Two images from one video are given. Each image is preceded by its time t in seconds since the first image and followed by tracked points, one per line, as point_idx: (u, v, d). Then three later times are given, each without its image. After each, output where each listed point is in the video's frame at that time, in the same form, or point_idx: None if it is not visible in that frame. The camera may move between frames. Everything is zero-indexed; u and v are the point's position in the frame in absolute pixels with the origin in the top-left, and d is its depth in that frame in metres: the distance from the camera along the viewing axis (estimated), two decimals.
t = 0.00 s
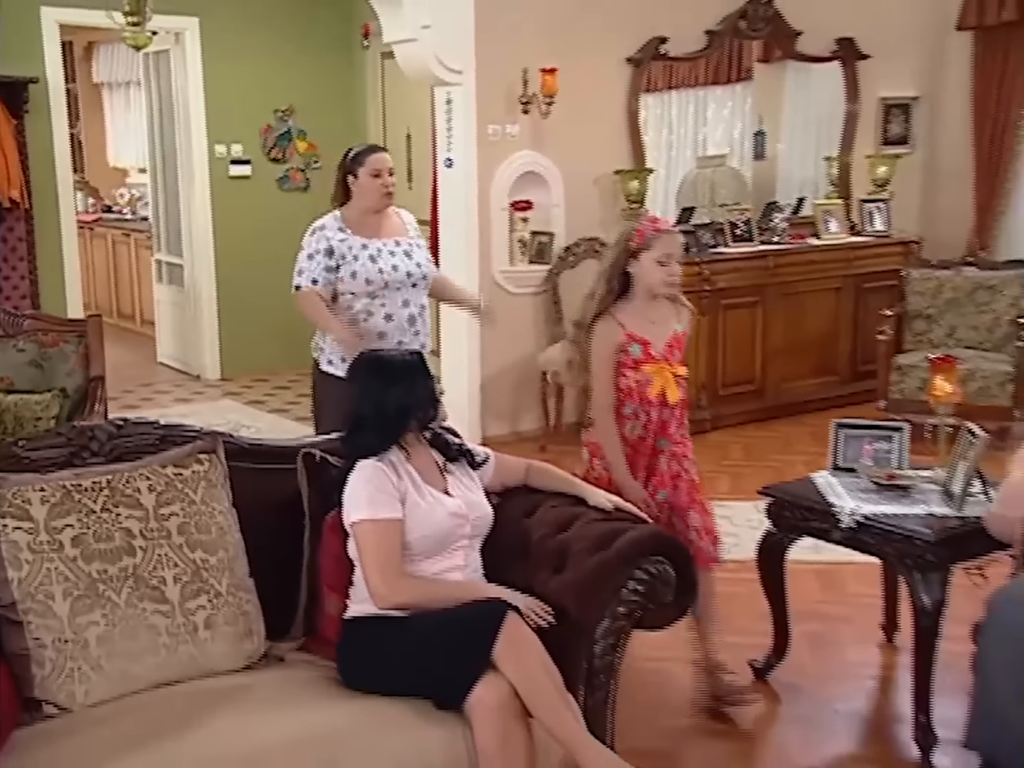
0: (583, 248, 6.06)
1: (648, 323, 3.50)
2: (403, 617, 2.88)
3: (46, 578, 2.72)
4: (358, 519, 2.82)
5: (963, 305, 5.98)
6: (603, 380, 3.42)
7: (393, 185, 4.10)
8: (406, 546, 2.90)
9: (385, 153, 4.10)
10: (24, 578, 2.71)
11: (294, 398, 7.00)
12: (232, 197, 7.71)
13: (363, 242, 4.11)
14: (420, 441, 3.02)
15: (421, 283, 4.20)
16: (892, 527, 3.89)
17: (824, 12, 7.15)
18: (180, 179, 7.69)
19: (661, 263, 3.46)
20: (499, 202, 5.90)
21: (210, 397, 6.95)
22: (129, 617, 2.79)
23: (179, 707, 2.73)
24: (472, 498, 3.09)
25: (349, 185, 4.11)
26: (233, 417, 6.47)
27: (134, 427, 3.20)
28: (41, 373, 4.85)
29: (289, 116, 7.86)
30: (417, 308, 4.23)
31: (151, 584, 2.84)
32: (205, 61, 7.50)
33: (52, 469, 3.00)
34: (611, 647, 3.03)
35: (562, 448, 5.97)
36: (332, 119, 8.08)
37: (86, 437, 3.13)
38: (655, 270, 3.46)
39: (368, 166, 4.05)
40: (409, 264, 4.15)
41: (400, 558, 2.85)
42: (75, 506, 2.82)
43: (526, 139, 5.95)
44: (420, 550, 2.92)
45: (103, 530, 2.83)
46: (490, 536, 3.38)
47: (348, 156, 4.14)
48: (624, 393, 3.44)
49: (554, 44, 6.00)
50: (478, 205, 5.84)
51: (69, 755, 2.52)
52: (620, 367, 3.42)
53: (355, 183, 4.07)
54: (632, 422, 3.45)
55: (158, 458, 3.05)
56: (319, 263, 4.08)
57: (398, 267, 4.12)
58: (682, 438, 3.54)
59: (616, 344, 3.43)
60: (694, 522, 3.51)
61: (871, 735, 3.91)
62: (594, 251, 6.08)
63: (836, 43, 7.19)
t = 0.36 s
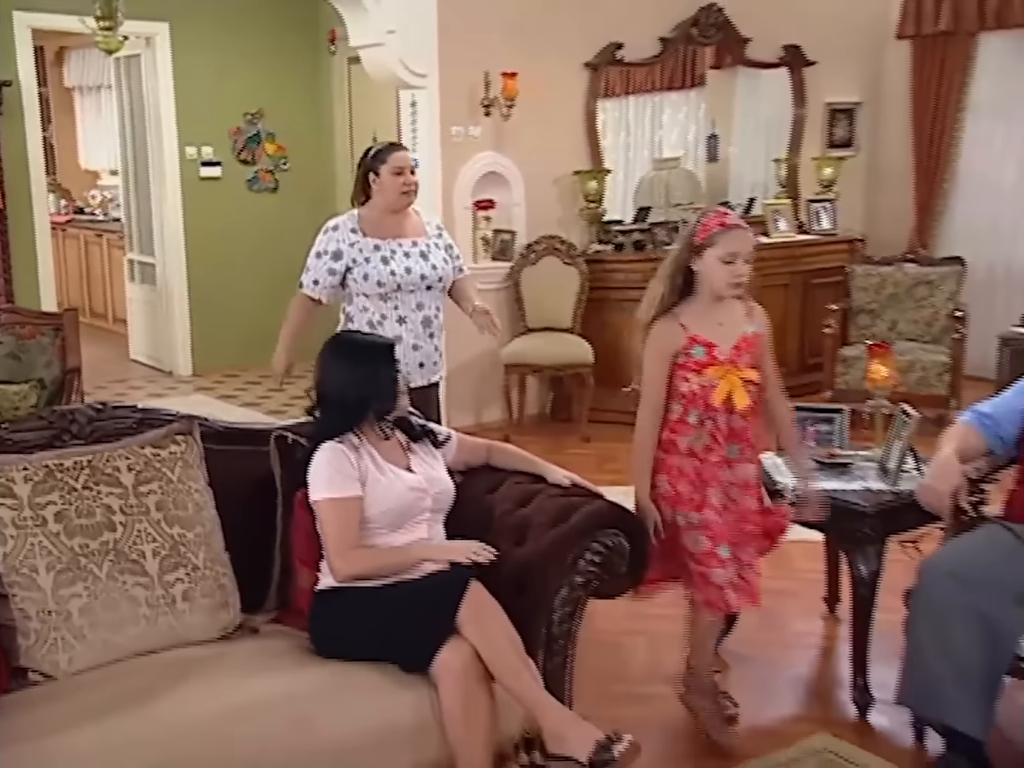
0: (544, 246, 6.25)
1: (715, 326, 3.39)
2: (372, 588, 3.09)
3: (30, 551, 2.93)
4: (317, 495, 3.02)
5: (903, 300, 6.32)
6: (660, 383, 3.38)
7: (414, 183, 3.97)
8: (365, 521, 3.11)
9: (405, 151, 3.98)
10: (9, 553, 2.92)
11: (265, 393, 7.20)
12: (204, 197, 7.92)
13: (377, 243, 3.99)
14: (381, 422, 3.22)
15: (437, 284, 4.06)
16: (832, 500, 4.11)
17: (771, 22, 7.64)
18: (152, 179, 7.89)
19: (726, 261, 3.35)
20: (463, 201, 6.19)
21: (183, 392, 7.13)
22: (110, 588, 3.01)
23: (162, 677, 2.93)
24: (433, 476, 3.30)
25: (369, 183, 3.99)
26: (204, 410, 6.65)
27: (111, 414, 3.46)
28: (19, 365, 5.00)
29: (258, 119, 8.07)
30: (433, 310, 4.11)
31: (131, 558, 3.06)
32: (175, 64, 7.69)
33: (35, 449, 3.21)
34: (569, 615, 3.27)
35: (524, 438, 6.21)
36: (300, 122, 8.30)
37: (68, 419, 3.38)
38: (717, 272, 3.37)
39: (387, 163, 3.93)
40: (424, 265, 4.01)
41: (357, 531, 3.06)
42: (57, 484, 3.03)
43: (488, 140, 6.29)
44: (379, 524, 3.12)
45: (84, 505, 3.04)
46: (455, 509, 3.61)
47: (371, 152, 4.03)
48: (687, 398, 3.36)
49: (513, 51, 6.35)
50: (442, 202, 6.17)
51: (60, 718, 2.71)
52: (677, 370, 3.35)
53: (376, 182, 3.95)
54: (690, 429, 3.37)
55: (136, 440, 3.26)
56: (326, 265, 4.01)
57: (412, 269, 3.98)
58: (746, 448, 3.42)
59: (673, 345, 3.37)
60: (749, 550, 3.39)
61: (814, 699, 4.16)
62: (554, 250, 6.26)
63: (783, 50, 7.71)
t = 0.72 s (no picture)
0: (506, 243, 6.43)
1: (807, 341, 3.10)
2: (343, 562, 3.33)
3: (16, 525, 3.15)
4: (283, 474, 3.26)
5: (850, 296, 6.73)
6: (751, 406, 3.10)
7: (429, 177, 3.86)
8: (330, 497, 3.35)
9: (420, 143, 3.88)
10: None
11: (238, 387, 7.42)
12: (178, 198, 8.17)
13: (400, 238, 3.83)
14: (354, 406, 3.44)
15: (460, 283, 3.96)
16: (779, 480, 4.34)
17: (723, 31, 8.20)
18: (125, 180, 8.11)
19: (819, 269, 3.06)
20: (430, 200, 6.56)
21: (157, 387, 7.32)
22: (92, 562, 3.24)
23: (143, 649, 3.14)
24: (398, 455, 3.54)
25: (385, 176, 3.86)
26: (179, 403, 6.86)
27: (92, 398, 3.64)
28: None
29: (229, 122, 8.34)
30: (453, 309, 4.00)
31: (112, 533, 3.30)
32: (147, 67, 7.91)
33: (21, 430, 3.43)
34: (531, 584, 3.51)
35: (489, 428, 6.46)
36: (269, 124, 8.55)
37: (49, 402, 3.56)
38: (812, 283, 3.07)
39: (404, 154, 3.81)
40: (449, 263, 3.89)
41: (321, 507, 3.31)
42: (41, 463, 3.25)
43: (452, 141, 6.70)
44: (342, 501, 3.37)
45: (67, 483, 3.27)
46: (421, 485, 3.83)
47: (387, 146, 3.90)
48: (779, 422, 3.11)
49: (475, 56, 6.77)
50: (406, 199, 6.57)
51: (46, 684, 2.91)
52: (768, 392, 3.09)
53: (394, 175, 3.81)
54: (783, 457, 3.11)
55: (116, 423, 3.49)
56: (354, 261, 3.80)
57: (439, 266, 3.85)
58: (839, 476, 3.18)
59: (762, 364, 3.08)
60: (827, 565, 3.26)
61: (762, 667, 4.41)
62: (517, 246, 6.45)
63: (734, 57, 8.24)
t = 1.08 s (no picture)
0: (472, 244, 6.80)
1: (973, 364, 2.65)
2: (317, 538, 3.55)
3: (5, 504, 3.34)
4: (257, 453, 3.48)
5: (801, 292, 7.11)
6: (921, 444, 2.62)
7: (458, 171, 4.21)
8: (303, 475, 3.56)
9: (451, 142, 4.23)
10: None
11: (213, 382, 7.64)
12: (154, 200, 8.42)
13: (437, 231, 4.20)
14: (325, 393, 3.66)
15: (495, 274, 4.31)
16: (730, 460, 4.61)
17: (680, 38, 8.57)
18: (101, 181, 8.31)
19: (987, 283, 2.59)
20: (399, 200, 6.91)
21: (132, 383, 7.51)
22: (77, 539, 3.45)
23: (131, 619, 3.35)
24: (370, 438, 3.75)
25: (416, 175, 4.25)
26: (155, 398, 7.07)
27: (75, 385, 3.84)
28: None
29: (202, 126, 8.59)
30: (491, 301, 4.36)
31: (96, 512, 3.51)
32: (121, 71, 8.11)
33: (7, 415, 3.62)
34: (496, 559, 3.73)
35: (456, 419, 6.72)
36: (241, 127, 8.85)
37: (33, 389, 3.77)
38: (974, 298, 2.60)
39: (434, 152, 4.18)
40: (483, 256, 4.25)
41: (295, 484, 3.52)
42: (27, 446, 3.44)
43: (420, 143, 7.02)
44: (316, 480, 3.58)
45: (52, 466, 3.46)
46: (390, 466, 4.03)
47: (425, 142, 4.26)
48: (944, 458, 2.68)
49: (441, 62, 7.09)
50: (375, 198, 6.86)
51: (40, 652, 3.11)
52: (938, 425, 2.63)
53: (426, 169, 4.18)
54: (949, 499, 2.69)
55: (99, 408, 3.68)
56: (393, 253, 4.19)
57: (473, 259, 4.23)
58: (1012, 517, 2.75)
59: (931, 394, 2.60)
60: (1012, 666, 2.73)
61: (714, 638, 4.66)
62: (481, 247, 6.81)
63: (690, 64, 8.64)
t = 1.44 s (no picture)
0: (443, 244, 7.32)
1: None
2: (292, 518, 3.75)
3: None
4: (248, 437, 3.64)
5: (759, 288, 7.41)
6: None
7: (493, 194, 4.28)
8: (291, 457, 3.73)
9: (492, 161, 4.28)
10: None
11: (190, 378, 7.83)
12: (130, 202, 8.62)
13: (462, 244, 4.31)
14: (307, 382, 3.87)
15: (516, 289, 4.42)
16: (689, 445, 4.84)
17: (642, 44, 8.86)
18: (78, 184, 8.49)
19: None
20: (372, 201, 7.18)
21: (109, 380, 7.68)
22: (63, 521, 3.64)
23: (120, 598, 3.54)
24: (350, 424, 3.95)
25: (449, 182, 4.29)
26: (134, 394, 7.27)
27: (60, 376, 4.02)
28: None
29: (178, 128, 8.81)
30: (511, 315, 4.47)
31: (81, 495, 3.69)
32: (98, 75, 8.30)
33: None
34: (466, 538, 3.95)
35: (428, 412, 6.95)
36: (217, 131, 9.09)
37: (20, 379, 3.95)
38: None
39: (473, 170, 4.23)
40: (505, 270, 4.37)
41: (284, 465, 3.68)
42: (14, 433, 3.62)
43: (392, 145, 7.27)
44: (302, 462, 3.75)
45: (39, 451, 3.65)
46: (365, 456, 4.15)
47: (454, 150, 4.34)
48: None
49: (412, 67, 7.32)
50: (348, 200, 7.10)
51: (34, 627, 3.30)
52: None
53: (458, 184, 4.24)
54: None
55: (83, 397, 3.87)
56: (411, 263, 4.32)
57: (494, 273, 4.34)
58: None
59: None
60: None
61: (675, 614, 4.90)
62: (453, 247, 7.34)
63: (653, 70, 8.93)
